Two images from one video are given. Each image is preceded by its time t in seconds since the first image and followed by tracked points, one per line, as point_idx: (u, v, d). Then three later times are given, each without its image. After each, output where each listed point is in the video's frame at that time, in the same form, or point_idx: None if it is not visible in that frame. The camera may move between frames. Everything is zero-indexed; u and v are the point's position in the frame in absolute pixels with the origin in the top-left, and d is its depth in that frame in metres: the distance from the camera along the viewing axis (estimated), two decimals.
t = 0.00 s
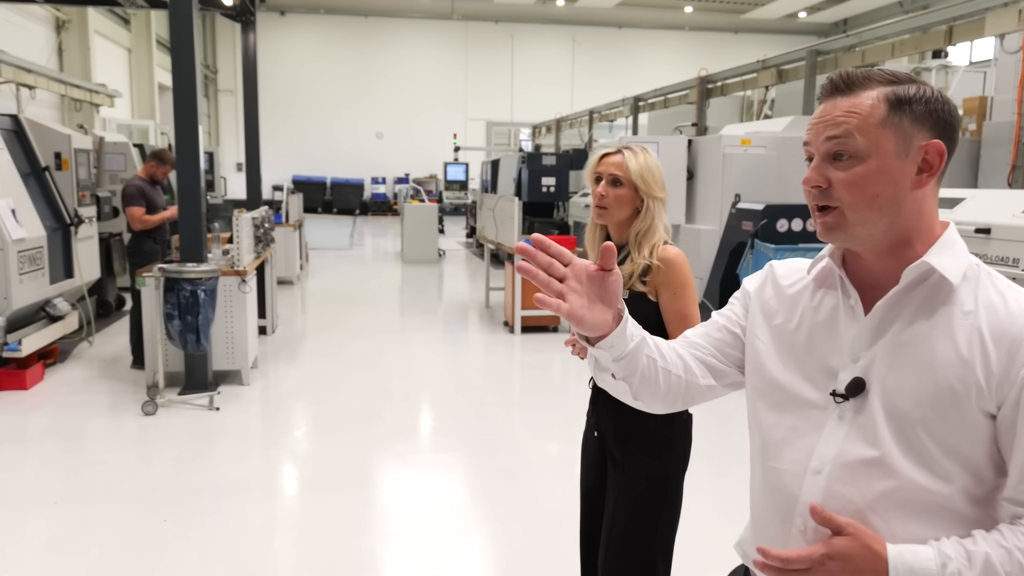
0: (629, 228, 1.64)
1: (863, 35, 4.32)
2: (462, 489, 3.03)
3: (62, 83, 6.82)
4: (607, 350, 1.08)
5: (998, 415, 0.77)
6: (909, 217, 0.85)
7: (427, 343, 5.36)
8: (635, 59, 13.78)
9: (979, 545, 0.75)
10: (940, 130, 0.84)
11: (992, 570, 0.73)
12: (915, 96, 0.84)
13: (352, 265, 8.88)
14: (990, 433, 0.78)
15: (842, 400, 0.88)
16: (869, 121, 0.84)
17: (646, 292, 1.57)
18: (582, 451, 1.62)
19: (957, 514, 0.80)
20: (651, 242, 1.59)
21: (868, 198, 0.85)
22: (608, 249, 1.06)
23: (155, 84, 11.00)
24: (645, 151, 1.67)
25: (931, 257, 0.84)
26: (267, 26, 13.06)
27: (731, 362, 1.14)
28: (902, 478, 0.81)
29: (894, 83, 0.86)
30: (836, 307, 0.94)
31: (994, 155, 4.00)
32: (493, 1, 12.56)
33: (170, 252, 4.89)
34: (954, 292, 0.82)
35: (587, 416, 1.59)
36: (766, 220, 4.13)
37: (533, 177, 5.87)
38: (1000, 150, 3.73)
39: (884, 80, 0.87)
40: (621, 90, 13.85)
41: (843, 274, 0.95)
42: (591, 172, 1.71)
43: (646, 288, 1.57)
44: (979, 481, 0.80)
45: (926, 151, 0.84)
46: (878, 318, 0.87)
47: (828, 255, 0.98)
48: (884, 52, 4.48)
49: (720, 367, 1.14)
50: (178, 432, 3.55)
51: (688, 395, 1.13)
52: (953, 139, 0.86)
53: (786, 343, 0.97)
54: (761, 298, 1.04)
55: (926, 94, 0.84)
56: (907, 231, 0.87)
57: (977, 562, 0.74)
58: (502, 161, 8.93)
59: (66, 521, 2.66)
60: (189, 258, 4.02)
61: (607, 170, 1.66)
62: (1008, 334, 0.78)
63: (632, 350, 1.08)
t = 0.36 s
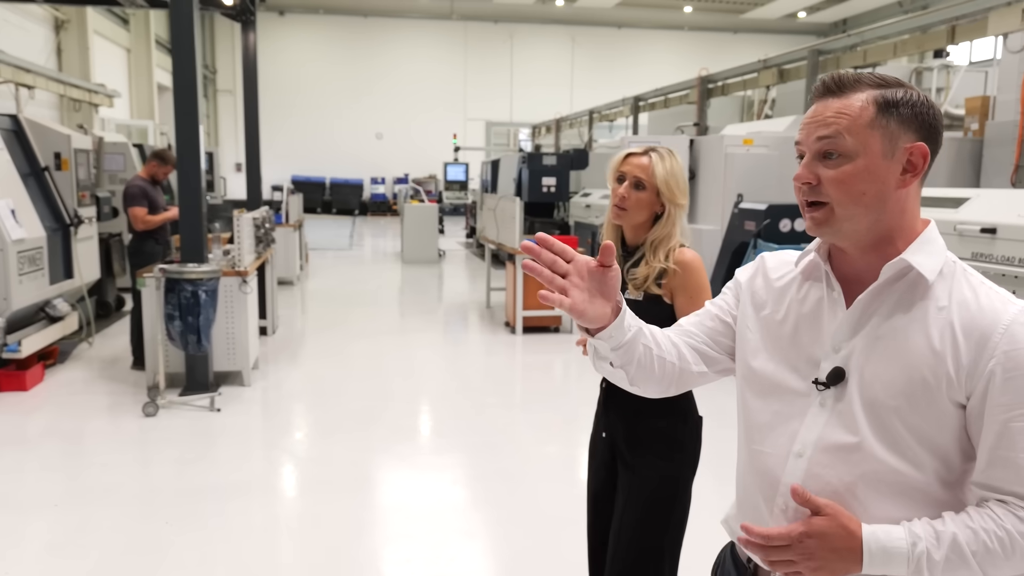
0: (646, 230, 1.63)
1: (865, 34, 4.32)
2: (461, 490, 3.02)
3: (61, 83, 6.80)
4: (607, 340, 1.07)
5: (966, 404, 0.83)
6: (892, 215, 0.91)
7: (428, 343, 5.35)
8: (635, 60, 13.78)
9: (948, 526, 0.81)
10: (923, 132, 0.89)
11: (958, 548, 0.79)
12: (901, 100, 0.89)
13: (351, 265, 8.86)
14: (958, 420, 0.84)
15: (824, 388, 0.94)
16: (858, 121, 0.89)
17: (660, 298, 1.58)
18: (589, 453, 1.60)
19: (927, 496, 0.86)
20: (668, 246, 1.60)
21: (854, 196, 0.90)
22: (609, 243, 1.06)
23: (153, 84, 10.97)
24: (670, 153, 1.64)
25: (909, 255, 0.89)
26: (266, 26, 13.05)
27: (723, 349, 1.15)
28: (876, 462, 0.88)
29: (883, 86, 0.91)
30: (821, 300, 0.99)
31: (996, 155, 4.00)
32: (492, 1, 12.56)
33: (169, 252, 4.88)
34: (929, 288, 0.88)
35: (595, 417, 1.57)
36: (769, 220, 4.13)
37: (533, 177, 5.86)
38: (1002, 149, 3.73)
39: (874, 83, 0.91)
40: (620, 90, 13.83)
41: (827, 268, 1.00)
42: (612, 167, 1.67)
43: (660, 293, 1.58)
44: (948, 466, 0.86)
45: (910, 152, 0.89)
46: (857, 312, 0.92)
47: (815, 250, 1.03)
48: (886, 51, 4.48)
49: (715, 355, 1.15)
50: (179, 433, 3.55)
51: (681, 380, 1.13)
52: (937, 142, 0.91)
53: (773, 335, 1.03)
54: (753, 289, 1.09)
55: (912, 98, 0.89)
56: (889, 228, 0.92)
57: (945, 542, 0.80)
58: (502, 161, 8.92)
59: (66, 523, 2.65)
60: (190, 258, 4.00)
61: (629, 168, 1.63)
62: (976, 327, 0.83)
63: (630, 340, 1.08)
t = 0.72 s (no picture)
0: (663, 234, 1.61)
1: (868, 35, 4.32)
2: (462, 492, 3.01)
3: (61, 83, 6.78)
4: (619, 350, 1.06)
5: (961, 403, 0.83)
6: (887, 220, 0.89)
7: (429, 344, 5.34)
8: (635, 60, 13.78)
9: (942, 521, 0.81)
10: (918, 141, 0.88)
11: (953, 543, 0.79)
12: (896, 109, 0.87)
13: (352, 266, 8.85)
14: (954, 419, 0.84)
15: (824, 386, 0.93)
16: (851, 130, 0.88)
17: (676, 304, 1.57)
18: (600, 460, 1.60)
19: (924, 493, 0.86)
20: (686, 251, 1.58)
21: (848, 203, 0.88)
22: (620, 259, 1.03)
23: (153, 84, 10.94)
24: (689, 158, 1.64)
25: (905, 257, 0.88)
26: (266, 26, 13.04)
27: (730, 351, 1.14)
28: (873, 460, 0.87)
29: (878, 95, 0.90)
30: (822, 302, 0.98)
31: (999, 156, 4.00)
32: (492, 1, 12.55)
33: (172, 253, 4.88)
34: (926, 289, 0.87)
35: (605, 424, 1.57)
36: (773, 220, 4.13)
37: (534, 178, 5.85)
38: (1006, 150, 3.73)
39: (869, 92, 0.90)
40: (620, 91, 13.84)
41: (829, 269, 0.99)
42: (631, 169, 1.66)
43: (677, 298, 1.56)
44: (946, 463, 0.86)
45: (904, 160, 0.87)
46: (856, 313, 0.92)
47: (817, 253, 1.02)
48: (888, 51, 4.47)
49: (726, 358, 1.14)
50: (181, 435, 3.53)
51: (691, 385, 1.13)
52: (934, 151, 0.90)
53: (776, 335, 1.02)
54: (757, 290, 1.08)
55: (907, 108, 0.88)
56: (886, 233, 0.90)
57: (939, 536, 0.80)
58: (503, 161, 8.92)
59: (68, 526, 2.64)
60: (192, 259, 3.98)
61: (649, 171, 1.61)
62: (970, 327, 0.83)
63: (642, 349, 1.07)
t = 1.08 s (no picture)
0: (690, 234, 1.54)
1: (872, 34, 4.31)
2: (465, 494, 2.99)
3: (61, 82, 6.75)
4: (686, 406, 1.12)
5: (969, 403, 0.79)
6: (916, 219, 0.87)
7: (431, 345, 5.32)
8: (635, 60, 13.77)
9: (938, 519, 0.77)
10: (953, 141, 0.86)
11: (946, 541, 0.76)
12: (930, 108, 0.86)
13: (353, 266, 8.84)
14: (961, 420, 0.80)
15: (838, 387, 0.92)
16: (884, 126, 0.87)
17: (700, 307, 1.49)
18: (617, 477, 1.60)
19: (932, 496, 0.83)
20: (712, 252, 1.51)
21: (877, 200, 0.87)
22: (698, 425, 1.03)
23: (153, 83, 10.92)
24: (718, 152, 1.56)
25: (924, 255, 0.86)
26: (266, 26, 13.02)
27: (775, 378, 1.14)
28: (879, 459, 0.86)
29: (915, 94, 0.88)
30: (846, 303, 0.98)
31: (1004, 155, 3.98)
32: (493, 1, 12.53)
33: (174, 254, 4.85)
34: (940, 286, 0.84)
35: (621, 439, 1.58)
36: (779, 220, 4.12)
37: (536, 177, 5.83)
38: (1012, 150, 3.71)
39: (905, 92, 0.89)
40: (621, 90, 13.82)
41: (857, 272, 0.98)
42: (656, 164, 1.59)
43: (701, 302, 1.49)
44: (955, 465, 0.82)
45: (936, 159, 0.85)
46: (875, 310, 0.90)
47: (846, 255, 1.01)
48: (892, 51, 4.44)
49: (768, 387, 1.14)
50: (184, 436, 3.52)
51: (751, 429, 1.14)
52: (970, 153, 0.87)
53: (804, 337, 1.02)
54: (789, 298, 1.08)
55: (942, 108, 0.86)
56: (913, 232, 0.88)
57: (933, 531, 0.77)
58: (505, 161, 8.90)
59: (69, 529, 2.62)
60: (194, 259, 3.97)
61: (675, 166, 1.54)
62: (979, 325, 0.79)
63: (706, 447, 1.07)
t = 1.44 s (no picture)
0: (756, 239, 1.48)
1: (921, 30, 4.16)
2: (503, 497, 2.95)
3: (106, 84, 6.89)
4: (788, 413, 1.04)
5: None
6: (990, 216, 0.80)
7: (469, 345, 5.30)
8: (673, 58, 13.61)
9: (1001, 534, 0.71)
10: None
11: (1007, 557, 0.70)
12: (1004, 97, 0.78)
13: (390, 265, 8.87)
14: None
15: (911, 396, 0.86)
16: (951, 119, 0.80)
17: (768, 318, 1.42)
18: (677, 497, 1.54)
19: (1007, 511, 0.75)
20: (780, 257, 1.44)
21: (946, 198, 0.80)
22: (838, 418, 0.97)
23: (194, 85, 11.10)
24: (784, 149, 1.49)
25: (993, 252, 0.79)
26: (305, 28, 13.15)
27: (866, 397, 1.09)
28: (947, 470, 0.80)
29: (989, 83, 0.80)
30: (923, 307, 0.91)
31: None
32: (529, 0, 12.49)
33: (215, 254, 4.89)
34: (1012, 286, 0.76)
35: (683, 458, 1.52)
36: (825, 220, 4.00)
37: (574, 177, 5.75)
38: None
39: (979, 80, 0.81)
40: (657, 89, 13.67)
41: (938, 276, 0.91)
42: (717, 164, 1.54)
43: (768, 312, 1.42)
44: None
45: (1013, 151, 0.77)
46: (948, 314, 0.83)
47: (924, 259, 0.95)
48: (942, 48, 4.29)
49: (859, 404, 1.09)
50: (227, 435, 3.55)
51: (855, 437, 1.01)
52: None
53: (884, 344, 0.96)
54: (875, 307, 1.02)
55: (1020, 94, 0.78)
56: (990, 227, 0.81)
57: (991, 546, 0.71)
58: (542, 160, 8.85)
59: (113, 527, 2.65)
60: (236, 259, 4.02)
61: (738, 164, 1.49)
62: None
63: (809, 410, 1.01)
